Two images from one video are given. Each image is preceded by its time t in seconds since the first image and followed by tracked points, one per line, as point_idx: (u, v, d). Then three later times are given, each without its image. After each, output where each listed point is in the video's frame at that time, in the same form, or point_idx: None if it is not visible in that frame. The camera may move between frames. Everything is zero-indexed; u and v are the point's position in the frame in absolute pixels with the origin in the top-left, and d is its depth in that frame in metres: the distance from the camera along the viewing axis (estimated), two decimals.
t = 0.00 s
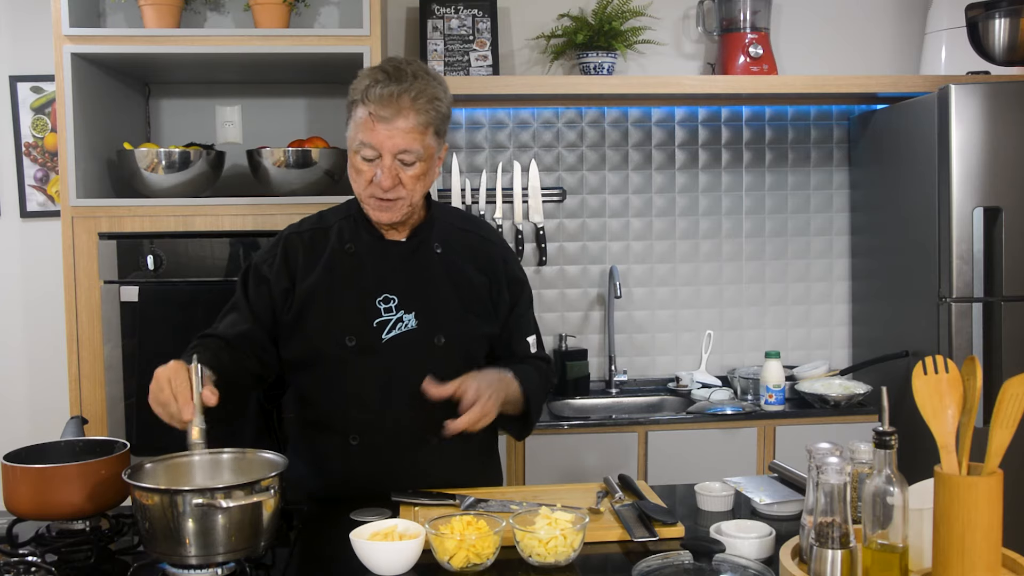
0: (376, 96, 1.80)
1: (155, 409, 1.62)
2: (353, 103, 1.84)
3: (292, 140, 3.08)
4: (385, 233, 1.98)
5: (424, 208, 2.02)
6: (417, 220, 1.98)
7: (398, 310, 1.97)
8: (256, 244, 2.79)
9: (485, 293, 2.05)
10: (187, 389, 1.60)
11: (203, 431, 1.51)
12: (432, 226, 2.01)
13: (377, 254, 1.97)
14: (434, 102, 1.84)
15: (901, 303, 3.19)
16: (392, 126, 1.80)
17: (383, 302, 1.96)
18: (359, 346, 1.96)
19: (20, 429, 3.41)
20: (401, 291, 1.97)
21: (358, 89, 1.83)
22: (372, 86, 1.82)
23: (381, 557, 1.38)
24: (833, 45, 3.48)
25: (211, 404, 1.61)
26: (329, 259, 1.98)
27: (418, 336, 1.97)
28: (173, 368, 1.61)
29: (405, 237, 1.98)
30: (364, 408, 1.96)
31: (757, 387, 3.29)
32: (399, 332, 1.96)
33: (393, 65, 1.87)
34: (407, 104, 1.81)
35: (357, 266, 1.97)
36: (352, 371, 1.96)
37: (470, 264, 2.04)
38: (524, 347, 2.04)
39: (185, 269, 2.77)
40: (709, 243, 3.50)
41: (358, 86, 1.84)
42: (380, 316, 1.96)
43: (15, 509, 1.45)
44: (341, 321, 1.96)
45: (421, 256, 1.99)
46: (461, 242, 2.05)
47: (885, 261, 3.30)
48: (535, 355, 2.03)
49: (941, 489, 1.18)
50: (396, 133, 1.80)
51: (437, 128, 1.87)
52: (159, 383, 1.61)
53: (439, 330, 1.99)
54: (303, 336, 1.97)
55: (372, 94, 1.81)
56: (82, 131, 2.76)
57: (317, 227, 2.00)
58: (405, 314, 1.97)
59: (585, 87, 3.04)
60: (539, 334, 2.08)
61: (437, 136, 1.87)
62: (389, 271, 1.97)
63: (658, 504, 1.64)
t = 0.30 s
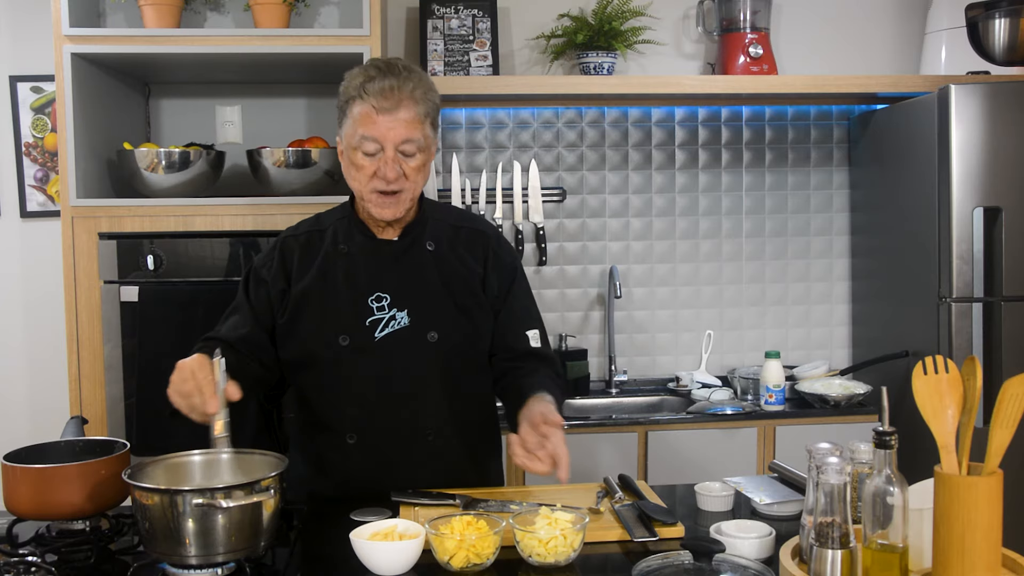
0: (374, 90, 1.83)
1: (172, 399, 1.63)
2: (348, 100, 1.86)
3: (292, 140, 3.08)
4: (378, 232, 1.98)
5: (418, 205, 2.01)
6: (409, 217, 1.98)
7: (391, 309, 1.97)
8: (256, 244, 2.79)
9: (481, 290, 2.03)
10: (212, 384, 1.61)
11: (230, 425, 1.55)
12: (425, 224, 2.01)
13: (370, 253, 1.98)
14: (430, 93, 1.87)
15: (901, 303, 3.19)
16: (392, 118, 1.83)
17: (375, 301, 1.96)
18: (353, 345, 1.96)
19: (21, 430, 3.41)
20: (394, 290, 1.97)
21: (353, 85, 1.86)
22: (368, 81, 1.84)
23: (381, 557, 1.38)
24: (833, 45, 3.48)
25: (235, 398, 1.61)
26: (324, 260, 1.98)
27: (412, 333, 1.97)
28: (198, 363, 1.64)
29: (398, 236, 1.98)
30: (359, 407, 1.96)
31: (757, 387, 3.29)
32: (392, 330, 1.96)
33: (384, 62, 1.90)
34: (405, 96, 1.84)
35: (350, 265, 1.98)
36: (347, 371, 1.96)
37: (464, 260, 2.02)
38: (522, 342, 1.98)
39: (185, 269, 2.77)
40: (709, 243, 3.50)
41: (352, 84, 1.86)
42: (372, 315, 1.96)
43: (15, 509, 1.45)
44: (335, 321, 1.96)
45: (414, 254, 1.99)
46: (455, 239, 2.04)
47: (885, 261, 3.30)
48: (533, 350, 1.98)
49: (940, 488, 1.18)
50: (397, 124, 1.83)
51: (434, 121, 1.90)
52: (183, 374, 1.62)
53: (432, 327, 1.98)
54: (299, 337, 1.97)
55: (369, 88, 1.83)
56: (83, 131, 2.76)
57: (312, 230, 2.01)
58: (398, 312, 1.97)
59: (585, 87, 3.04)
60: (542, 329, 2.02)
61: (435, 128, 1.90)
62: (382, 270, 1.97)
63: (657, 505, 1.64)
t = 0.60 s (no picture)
0: (367, 79, 1.85)
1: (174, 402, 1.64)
2: (343, 92, 1.88)
3: (292, 140, 3.08)
4: (377, 229, 1.99)
5: (415, 204, 2.02)
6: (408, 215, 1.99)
7: (390, 308, 1.97)
8: (256, 244, 2.78)
9: (478, 289, 2.02)
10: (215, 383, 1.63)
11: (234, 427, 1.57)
12: (423, 223, 2.00)
13: (369, 253, 1.98)
14: (424, 84, 1.88)
15: (901, 303, 3.19)
16: (384, 106, 1.84)
17: (375, 301, 1.97)
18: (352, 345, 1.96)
19: (21, 430, 3.41)
20: (392, 289, 1.97)
21: (347, 77, 1.88)
22: (362, 71, 1.86)
23: (381, 557, 1.38)
24: (833, 45, 3.48)
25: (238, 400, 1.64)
26: (323, 260, 1.98)
27: (411, 333, 1.97)
28: (200, 364, 1.66)
29: (395, 235, 1.99)
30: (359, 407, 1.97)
31: (757, 387, 3.29)
32: (392, 330, 1.96)
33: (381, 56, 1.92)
34: (398, 85, 1.85)
35: (350, 265, 1.98)
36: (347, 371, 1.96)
37: (462, 259, 2.01)
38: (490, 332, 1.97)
39: (185, 269, 2.77)
40: (709, 243, 3.50)
41: (348, 75, 1.88)
42: (372, 315, 1.96)
43: (15, 509, 1.45)
44: (334, 321, 1.97)
45: (412, 253, 1.99)
46: (453, 238, 2.02)
47: (885, 261, 3.29)
48: (503, 343, 1.95)
49: (940, 488, 1.18)
50: (390, 112, 1.84)
51: (429, 113, 1.91)
52: (186, 375, 1.65)
53: (431, 326, 1.98)
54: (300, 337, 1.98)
55: (363, 78, 1.85)
56: (83, 131, 2.76)
57: (313, 230, 2.00)
58: (397, 312, 1.97)
59: (585, 87, 3.04)
60: (519, 321, 1.97)
61: (430, 120, 1.90)
62: (381, 270, 1.98)
63: (658, 504, 1.64)
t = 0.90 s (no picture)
0: (361, 78, 1.85)
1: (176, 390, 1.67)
2: (337, 92, 1.88)
3: (292, 140, 3.07)
4: (375, 230, 1.98)
5: (411, 203, 2.02)
6: (404, 214, 1.99)
7: (387, 309, 1.97)
8: (256, 244, 2.79)
9: (474, 288, 2.01)
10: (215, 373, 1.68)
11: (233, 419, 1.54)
12: (419, 223, 2.00)
13: (365, 254, 1.97)
14: (418, 83, 1.89)
15: (901, 303, 3.19)
16: (379, 105, 1.84)
17: (372, 301, 1.96)
18: (350, 345, 1.96)
19: (21, 430, 3.41)
20: (389, 290, 1.97)
21: (342, 76, 1.88)
22: (356, 71, 1.87)
23: (381, 557, 1.38)
24: (833, 45, 3.48)
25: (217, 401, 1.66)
26: (320, 260, 1.98)
27: (408, 334, 1.97)
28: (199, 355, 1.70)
29: (392, 236, 1.99)
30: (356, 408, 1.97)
31: (757, 387, 3.29)
32: (389, 331, 1.96)
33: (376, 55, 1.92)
34: (392, 84, 1.85)
35: (347, 266, 1.98)
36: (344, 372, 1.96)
37: (458, 259, 2.01)
38: (489, 336, 1.96)
39: (185, 269, 2.77)
40: (709, 243, 3.50)
41: (342, 75, 1.89)
42: (369, 316, 1.96)
43: (15, 509, 1.45)
44: (331, 323, 1.97)
45: (409, 254, 1.99)
46: (450, 238, 2.03)
47: (885, 261, 3.29)
48: (501, 345, 1.95)
49: (940, 488, 1.18)
50: (384, 111, 1.84)
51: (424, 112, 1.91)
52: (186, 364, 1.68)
53: (429, 327, 1.98)
54: (297, 338, 1.97)
55: (357, 77, 1.85)
56: (83, 131, 2.76)
57: (309, 231, 2.00)
58: (394, 313, 1.97)
59: (585, 87, 3.04)
60: (518, 323, 1.97)
61: (424, 119, 1.90)
62: (378, 271, 1.97)
63: (658, 505, 1.64)
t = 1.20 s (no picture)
0: (364, 79, 1.85)
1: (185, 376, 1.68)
2: (340, 93, 1.88)
3: (292, 140, 3.07)
4: (376, 230, 1.98)
5: (412, 204, 2.02)
6: (405, 215, 1.99)
7: (388, 309, 1.97)
8: (256, 244, 2.79)
9: (475, 289, 2.02)
10: (220, 369, 1.66)
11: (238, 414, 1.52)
12: (420, 223, 2.01)
13: (366, 253, 1.98)
14: (421, 85, 1.89)
15: (901, 303, 3.19)
16: (381, 106, 1.84)
17: (373, 301, 1.96)
18: (351, 345, 1.96)
19: (21, 430, 3.41)
20: (391, 290, 1.97)
21: (344, 78, 1.88)
22: (359, 72, 1.87)
23: (381, 557, 1.38)
24: (833, 45, 3.48)
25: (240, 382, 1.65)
26: (320, 260, 1.98)
27: (410, 334, 1.97)
28: (205, 348, 1.68)
29: (393, 236, 1.99)
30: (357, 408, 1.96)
31: (757, 387, 3.29)
32: (390, 331, 1.96)
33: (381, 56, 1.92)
34: (394, 86, 1.86)
35: (348, 266, 1.98)
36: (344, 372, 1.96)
37: (459, 259, 2.02)
38: (492, 338, 1.97)
39: (185, 269, 2.77)
40: (709, 243, 3.50)
41: (346, 75, 1.89)
42: (370, 316, 1.96)
43: (15, 509, 1.45)
44: (332, 322, 1.97)
45: (410, 254, 1.99)
46: (450, 238, 2.03)
47: (885, 261, 3.29)
48: (504, 346, 1.96)
49: (940, 488, 1.18)
50: (386, 112, 1.84)
51: (425, 114, 1.91)
52: (192, 359, 1.68)
53: (430, 327, 1.98)
54: (298, 336, 1.97)
55: (360, 78, 1.86)
56: (83, 132, 2.76)
57: (309, 231, 2.01)
58: (395, 312, 1.97)
59: (585, 87, 3.04)
60: (519, 324, 1.98)
61: (426, 121, 1.90)
62: (378, 271, 1.97)
63: (658, 504, 1.64)
